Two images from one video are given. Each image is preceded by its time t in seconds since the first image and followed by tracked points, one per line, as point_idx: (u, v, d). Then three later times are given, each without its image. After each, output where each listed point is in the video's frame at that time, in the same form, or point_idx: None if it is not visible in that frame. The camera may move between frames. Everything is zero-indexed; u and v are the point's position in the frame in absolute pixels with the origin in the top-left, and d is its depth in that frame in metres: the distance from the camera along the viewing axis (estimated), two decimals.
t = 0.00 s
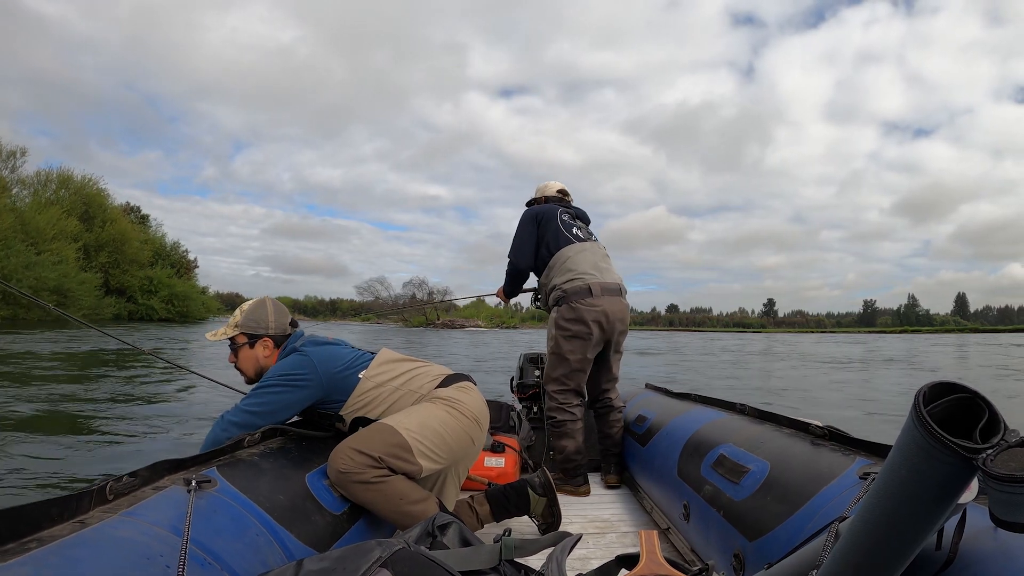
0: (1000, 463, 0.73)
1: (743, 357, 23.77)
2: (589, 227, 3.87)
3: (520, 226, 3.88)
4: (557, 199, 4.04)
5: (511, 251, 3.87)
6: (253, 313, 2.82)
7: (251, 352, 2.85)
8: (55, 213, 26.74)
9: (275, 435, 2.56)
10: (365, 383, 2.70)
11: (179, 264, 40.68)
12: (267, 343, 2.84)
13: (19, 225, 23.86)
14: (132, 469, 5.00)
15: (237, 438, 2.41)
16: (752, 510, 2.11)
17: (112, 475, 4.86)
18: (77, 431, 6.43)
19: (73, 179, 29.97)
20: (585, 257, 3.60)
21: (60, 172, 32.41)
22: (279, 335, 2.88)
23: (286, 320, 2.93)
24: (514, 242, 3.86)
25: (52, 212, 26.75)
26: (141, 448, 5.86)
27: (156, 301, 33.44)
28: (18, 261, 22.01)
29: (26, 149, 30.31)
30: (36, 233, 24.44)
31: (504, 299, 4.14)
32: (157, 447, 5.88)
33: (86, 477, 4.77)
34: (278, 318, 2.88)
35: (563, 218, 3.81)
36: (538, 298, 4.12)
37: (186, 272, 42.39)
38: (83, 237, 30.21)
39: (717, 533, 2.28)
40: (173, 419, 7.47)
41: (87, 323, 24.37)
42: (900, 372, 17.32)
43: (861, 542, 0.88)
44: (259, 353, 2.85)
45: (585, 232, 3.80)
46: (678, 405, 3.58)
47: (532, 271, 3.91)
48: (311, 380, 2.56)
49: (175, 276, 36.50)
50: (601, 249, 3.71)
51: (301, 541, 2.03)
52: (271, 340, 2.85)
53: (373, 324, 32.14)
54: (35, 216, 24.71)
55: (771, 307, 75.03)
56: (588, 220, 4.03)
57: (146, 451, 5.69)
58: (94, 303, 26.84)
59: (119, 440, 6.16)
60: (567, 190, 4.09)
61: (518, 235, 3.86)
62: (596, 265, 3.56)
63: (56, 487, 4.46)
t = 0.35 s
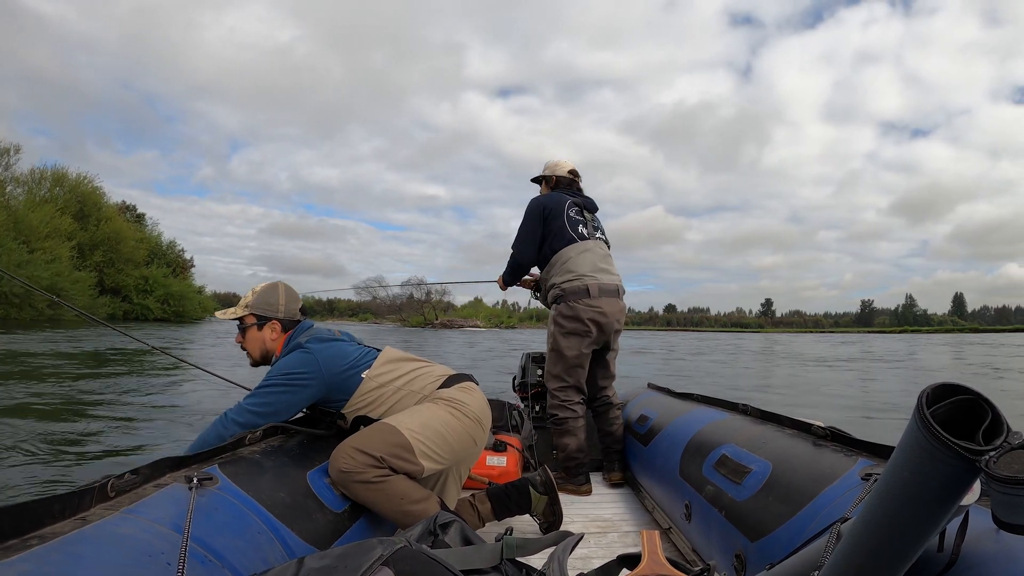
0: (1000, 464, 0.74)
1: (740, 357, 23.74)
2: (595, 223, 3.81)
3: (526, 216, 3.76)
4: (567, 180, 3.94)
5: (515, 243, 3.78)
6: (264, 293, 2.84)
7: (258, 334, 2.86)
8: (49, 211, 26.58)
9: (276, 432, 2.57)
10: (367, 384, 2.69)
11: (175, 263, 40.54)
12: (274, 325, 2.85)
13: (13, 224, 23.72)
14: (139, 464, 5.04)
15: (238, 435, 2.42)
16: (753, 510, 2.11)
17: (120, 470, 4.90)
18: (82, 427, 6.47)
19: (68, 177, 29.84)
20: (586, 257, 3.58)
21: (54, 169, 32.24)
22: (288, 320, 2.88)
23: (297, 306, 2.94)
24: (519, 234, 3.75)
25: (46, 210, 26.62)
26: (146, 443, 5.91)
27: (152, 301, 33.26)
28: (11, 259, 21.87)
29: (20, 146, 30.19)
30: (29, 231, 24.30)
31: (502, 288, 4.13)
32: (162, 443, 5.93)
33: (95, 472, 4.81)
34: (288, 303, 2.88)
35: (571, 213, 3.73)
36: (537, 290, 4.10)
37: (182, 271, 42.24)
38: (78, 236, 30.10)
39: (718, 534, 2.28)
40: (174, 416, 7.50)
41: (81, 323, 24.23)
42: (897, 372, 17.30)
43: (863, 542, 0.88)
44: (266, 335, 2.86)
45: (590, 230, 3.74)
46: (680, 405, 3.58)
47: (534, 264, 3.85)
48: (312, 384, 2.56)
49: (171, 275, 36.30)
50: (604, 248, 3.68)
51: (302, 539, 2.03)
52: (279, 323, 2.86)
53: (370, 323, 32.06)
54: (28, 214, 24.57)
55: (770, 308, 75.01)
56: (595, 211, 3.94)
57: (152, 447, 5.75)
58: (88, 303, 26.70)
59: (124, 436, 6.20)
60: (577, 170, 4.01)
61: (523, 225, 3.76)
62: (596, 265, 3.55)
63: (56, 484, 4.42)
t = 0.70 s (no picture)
0: (1001, 461, 0.74)
1: (738, 357, 23.72)
2: (603, 224, 3.78)
3: (538, 210, 3.60)
4: (577, 170, 3.83)
5: (527, 236, 3.58)
6: (281, 269, 2.84)
7: (276, 311, 2.85)
8: (43, 209, 26.43)
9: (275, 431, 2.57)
10: (378, 377, 2.68)
11: (171, 263, 40.41)
12: (291, 300, 2.84)
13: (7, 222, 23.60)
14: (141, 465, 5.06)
15: (238, 434, 2.42)
16: (754, 509, 2.11)
17: (122, 470, 4.92)
18: (80, 427, 6.48)
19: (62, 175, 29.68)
20: (593, 259, 3.57)
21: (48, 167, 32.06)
22: (304, 296, 2.87)
23: (314, 282, 2.93)
24: (531, 226, 3.57)
25: (39, 209, 26.58)
26: (147, 444, 5.93)
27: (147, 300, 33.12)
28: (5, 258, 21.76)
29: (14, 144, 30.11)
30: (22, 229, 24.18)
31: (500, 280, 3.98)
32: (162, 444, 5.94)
33: (96, 473, 4.83)
34: (305, 279, 2.87)
35: (583, 213, 3.65)
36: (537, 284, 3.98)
37: (179, 270, 42.09)
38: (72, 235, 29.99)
39: (719, 532, 2.29)
40: (173, 416, 7.51)
41: (75, 323, 24.12)
42: (895, 371, 17.31)
43: (862, 541, 0.89)
44: (283, 312, 2.85)
45: (599, 232, 3.71)
46: (681, 404, 3.58)
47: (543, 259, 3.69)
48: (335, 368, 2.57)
49: (166, 274, 36.15)
50: (610, 251, 3.68)
51: (302, 539, 2.03)
52: (295, 299, 2.85)
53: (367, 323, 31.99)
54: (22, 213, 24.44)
55: (767, 308, 75.05)
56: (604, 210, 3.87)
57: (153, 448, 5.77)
58: (82, 302, 26.61)
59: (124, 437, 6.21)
60: (586, 160, 3.92)
61: (535, 219, 3.59)
62: (603, 268, 3.56)
63: (55, 485, 4.42)
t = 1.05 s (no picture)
0: (1001, 464, 0.74)
1: (736, 356, 23.71)
2: (604, 227, 3.77)
3: (542, 211, 3.56)
4: (578, 167, 3.83)
5: (533, 238, 3.53)
6: (318, 230, 2.77)
7: (308, 272, 2.76)
8: (37, 209, 26.30)
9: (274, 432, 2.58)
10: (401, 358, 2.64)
11: (168, 262, 40.33)
12: (324, 263, 2.75)
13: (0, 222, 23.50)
14: (141, 463, 5.09)
15: (239, 434, 2.42)
16: (754, 510, 2.11)
17: (123, 468, 4.95)
18: (82, 426, 6.53)
19: (56, 174, 29.58)
20: (592, 262, 3.57)
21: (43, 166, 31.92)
22: (338, 260, 2.77)
23: (351, 249, 2.82)
24: (535, 228, 3.53)
25: (33, 208, 26.39)
26: (147, 442, 5.97)
27: (143, 301, 33.03)
28: None
29: (8, 143, 29.96)
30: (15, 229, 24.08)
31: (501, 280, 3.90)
32: (162, 442, 5.98)
33: (97, 470, 4.87)
34: (341, 244, 2.77)
35: (585, 216, 3.63)
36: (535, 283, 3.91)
37: (176, 270, 42.03)
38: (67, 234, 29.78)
39: (719, 533, 2.28)
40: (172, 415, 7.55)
41: (70, 324, 24.02)
42: (891, 370, 17.34)
43: (861, 543, 0.89)
44: (315, 273, 2.76)
45: (600, 235, 3.70)
46: (681, 405, 3.59)
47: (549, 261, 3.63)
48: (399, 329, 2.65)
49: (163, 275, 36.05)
50: (607, 254, 3.68)
51: (302, 539, 2.03)
52: (329, 262, 2.76)
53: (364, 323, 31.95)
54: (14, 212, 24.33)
55: (766, 307, 75.04)
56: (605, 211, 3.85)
57: (153, 446, 5.81)
58: (77, 302, 26.46)
59: (126, 435, 6.26)
60: (586, 156, 3.92)
61: (538, 220, 3.55)
62: (601, 271, 3.56)
63: (56, 484, 4.42)
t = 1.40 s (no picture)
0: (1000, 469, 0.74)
1: (736, 356, 23.64)
2: (602, 226, 3.76)
3: (538, 211, 3.55)
4: (575, 166, 3.82)
5: (528, 238, 3.52)
6: (331, 207, 2.70)
7: (324, 251, 2.69)
8: (32, 209, 26.17)
9: (275, 429, 2.58)
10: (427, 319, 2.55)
11: (166, 262, 40.22)
12: (337, 239, 2.66)
13: None
14: (141, 458, 5.12)
15: (239, 431, 2.42)
16: (753, 512, 2.11)
17: (122, 463, 4.98)
18: (81, 422, 6.55)
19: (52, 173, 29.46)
20: (590, 262, 3.57)
21: (40, 166, 31.79)
22: (351, 235, 2.66)
23: (365, 223, 2.68)
24: (530, 228, 3.52)
25: (28, 207, 26.23)
26: (146, 438, 5.99)
27: (140, 301, 32.92)
28: None
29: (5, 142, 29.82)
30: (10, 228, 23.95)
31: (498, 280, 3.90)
32: (161, 438, 6.01)
33: (97, 464, 4.90)
34: (353, 219, 2.66)
35: (582, 216, 3.63)
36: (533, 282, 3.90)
37: (174, 270, 41.93)
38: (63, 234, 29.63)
39: (717, 535, 2.28)
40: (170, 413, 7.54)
41: (65, 325, 23.92)
42: (892, 371, 17.27)
43: (860, 546, 0.88)
44: (330, 251, 2.68)
45: (597, 235, 3.70)
46: (681, 406, 3.59)
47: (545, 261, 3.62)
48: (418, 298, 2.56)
49: (160, 275, 35.89)
50: (605, 255, 3.68)
51: (302, 537, 2.02)
52: (342, 238, 2.66)
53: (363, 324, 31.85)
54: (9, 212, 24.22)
55: (765, 307, 74.98)
56: (603, 211, 3.85)
57: (152, 442, 5.84)
58: (72, 303, 26.33)
59: (124, 431, 6.29)
60: (583, 155, 3.91)
61: (534, 220, 3.55)
62: (599, 271, 3.56)
63: (54, 480, 4.41)
